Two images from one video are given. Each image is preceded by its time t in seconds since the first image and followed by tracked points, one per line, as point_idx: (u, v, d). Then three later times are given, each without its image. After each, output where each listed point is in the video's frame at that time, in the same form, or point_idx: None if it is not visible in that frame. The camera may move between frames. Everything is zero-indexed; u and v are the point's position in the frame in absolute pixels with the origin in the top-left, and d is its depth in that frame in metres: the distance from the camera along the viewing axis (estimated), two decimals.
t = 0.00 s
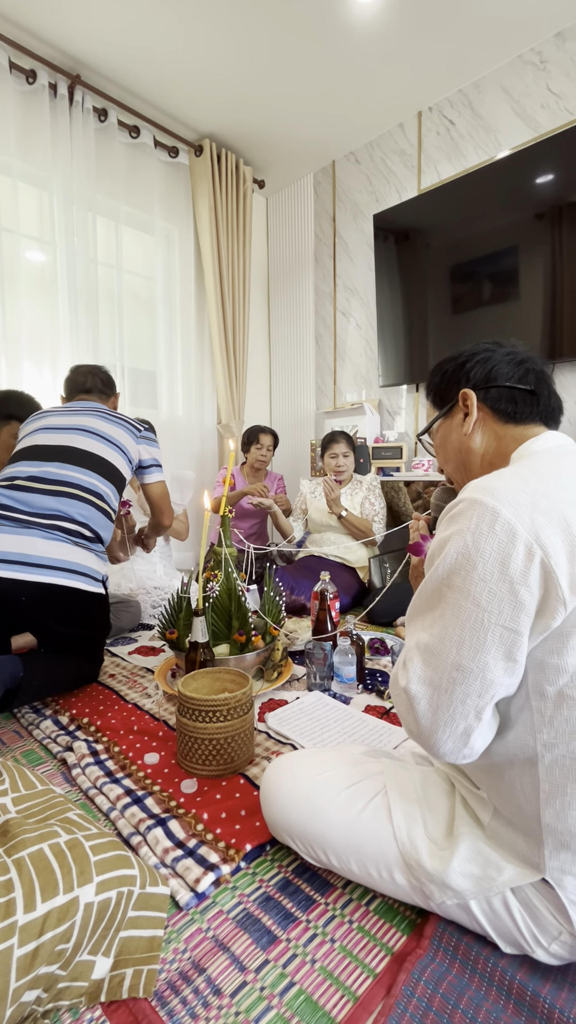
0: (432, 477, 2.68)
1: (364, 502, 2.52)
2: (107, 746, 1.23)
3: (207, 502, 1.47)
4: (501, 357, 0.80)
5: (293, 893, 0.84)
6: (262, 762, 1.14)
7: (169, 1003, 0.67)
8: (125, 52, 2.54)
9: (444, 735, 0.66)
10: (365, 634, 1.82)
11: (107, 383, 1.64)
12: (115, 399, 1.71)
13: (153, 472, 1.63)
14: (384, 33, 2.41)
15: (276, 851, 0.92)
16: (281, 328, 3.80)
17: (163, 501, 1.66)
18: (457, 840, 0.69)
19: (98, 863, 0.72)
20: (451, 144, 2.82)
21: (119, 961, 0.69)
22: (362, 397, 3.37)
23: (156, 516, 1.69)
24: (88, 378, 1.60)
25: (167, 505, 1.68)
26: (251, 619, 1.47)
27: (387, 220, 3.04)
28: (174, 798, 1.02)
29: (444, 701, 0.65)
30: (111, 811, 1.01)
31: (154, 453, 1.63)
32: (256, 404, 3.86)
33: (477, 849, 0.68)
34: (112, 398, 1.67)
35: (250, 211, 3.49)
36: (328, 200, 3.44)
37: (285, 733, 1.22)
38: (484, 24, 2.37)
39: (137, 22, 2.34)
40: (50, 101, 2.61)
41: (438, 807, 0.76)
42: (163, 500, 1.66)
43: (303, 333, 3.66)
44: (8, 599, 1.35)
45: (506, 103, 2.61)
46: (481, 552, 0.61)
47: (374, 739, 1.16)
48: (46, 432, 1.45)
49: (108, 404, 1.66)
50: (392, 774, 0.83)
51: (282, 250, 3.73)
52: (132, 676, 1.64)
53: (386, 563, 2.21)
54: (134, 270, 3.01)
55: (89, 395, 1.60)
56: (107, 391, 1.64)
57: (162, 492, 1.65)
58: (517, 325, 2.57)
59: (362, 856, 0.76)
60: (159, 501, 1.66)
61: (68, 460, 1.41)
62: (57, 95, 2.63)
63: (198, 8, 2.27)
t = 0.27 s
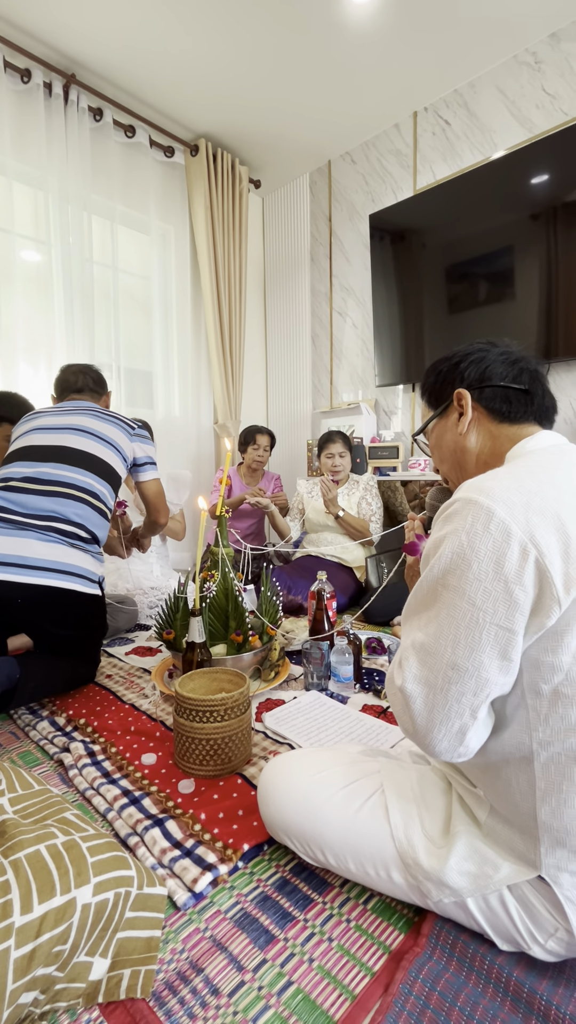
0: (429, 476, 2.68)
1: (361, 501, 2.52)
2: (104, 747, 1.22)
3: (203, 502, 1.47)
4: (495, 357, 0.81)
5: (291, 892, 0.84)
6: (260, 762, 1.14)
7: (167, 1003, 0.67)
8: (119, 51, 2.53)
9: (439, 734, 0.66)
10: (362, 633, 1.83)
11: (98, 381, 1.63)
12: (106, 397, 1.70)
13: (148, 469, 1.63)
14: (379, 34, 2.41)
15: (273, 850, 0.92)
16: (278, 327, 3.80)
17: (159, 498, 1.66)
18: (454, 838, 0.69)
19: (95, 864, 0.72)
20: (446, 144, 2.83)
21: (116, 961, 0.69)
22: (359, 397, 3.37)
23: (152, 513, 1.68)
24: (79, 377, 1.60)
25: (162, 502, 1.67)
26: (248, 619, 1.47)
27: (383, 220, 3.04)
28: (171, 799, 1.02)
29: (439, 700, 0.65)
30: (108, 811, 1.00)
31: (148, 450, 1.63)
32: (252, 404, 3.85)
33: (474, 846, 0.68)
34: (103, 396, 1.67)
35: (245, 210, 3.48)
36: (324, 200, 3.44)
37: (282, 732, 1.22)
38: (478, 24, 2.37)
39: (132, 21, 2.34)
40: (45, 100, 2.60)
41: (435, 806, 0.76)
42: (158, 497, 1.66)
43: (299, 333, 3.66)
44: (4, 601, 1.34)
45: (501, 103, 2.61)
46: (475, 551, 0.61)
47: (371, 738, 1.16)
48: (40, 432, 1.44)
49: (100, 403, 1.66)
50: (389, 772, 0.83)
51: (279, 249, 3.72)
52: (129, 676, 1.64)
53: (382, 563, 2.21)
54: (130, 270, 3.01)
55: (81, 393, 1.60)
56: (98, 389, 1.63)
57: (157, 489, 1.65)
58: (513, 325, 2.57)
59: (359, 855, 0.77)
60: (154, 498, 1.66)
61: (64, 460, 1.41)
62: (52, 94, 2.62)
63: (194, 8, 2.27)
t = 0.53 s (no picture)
0: (424, 475, 2.69)
1: (356, 500, 2.52)
2: (100, 748, 1.22)
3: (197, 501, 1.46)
4: (489, 356, 0.81)
5: (287, 891, 0.84)
6: (256, 762, 1.14)
7: (163, 1003, 0.67)
8: (113, 49, 2.52)
9: (434, 732, 0.66)
10: (358, 632, 1.83)
11: (92, 379, 1.63)
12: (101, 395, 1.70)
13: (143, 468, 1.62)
14: (373, 33, 2.42)
15: (270, 849, 0.92)
16: (272, 327, 3.79)
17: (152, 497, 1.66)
18: (449, 836, 0.69)
19: (91, 865, 0.72)
20: (440, 143, 2.83)
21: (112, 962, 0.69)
22: (354, 396, 3.37)
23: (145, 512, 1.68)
24: (73, 375, 1.59)
25: (155, 500, 1.67)
26: (244, 619, 1.47)
27: (377, 219, 3.04)
28: (167, 799, 1.02)
29: (434, 698, 0.65)
30: (104, 812, 1.00)
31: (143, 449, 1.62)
32: (247, 404, 3.85)
33: (469, 843, 0.68)
34: (98, 393, 1.66)
35: (240, 209, 3.48)
36: (319, 199, 3.44)
37: (278, 732, 1.22)
38: (472, 24, 2.38)
39: (126, 19, 2.33)
40: (38, 98, 2.59)
41: (430, 804, 0.76)
42: (151, 496, 1.66)
43: (294, 332, 3.65)
44: None
45: (495, 103, 2.62)
46: (470, 550, 0.61)
47: (367, 737, 1.17)
48: (34, 432, 1.44)
49: (94, 401, 1.65)
50: (384, 771, 0.84)
51: (273, 248, 3.72)
52: (124, 676, 1.63)
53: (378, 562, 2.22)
54: (124, 268, 2.99)
55: (75, 391, 1.59)
56: (93, 386, 1.63)
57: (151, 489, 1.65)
58: (507, 324, 2.58)
59: (355, 853, 0.77)
60: (147, 497, 1.66)
61: (58, 460, 1.40)
62: (45, 91, 2.61)
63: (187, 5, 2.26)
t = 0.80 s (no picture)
0: (417, 474, 2.69)
1: (349, 499, 2.52)
2: (92, 748, 1.21)
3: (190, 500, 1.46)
4: (482, 354, 0.81)
5: (280, 889, 0.84)
6: (249, 761, 1.13)
7: (155, 1004, 0.66)
8: (103, 44, 2.50)
9: (426, 728, 0.66)
10: (351, 631, 1.83)
11: (84, 376, 1.61)
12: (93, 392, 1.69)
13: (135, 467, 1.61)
14: (365, 31, 2.41)
15: (262, 848, 0.92)
16: (265, 325, 3.78)
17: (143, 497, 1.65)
18: (441, 832, 0.69)
19: (82, 866, 0.71)
20: (432, 142, 2.83)
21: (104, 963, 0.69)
22: (347, 395, 3.37)
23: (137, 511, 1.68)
24: (64, 373, 1.57)
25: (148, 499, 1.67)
26: (237, 617, 1.47)
27: (370, 218, 3.04)
28: (160, 798, 1.01)
29: (426, 694, 0.65)
30: (95, 812, 0.99)
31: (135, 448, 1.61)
32: (240, 402, 3.84)
33: (461, 840, 0.68)
34: (90, 391, 1.65)
35: (232, 207, 3.47)
36: (312, 197, 3.43)
37: (271, 730, 1.22)
38: (464, 23, 2.38)
39: (116, 14, 2.31)
40: (28, 93, 2.57)
41: (423, 800, 0.76)
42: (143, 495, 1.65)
43: (287, 330, 3.65)
44: None
45: (487, 102, 2.63)
46: (463, 547, 0.61)
47: (360, 735, 1.17)
48: (24, 431, 1.42)
49: (86, 398, 1.64)
50: (377, 768, 0.84)
51: (266, 246, 3.71)
52: (117, 676, 1.63)
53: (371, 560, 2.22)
54: (116, 266, 2.98)
55: (66, 388, 1.58)
56: (85, 383, 1.61)
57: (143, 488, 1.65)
58: (499, 323, 2.59)
59: (348, 851, 0.77)
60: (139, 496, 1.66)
61: (49, 459, 1.39)
62: (35, 86, 2.58)
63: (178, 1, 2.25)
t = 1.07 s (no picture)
0: (413, 474, 2.70)
1: (346, 499, 2.52)
2: (88, 749, 1.21)
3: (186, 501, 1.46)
4: (477, 355, 0.81)
5: (277, 890, 0.84)
6: (245, 762, 1.13)
7: (152, 1006, 0.67)
8: (99, 44, 2.49)
9: (422, 729, 0.67)
10: (347, 631, 1.83)
11: (83, 376, 1.61)
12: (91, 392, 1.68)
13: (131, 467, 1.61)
14: (361, 32, 2.42)
15: (259, 849, 0.92)
16: (262, 325, 3.78)
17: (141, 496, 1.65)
18: (437, 833, 0.69)
19: (79, 868, 0.71)
20: (428, 143, 2.84)
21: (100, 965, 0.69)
22: (344, 395, 3.37)
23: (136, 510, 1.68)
24: (61, 372, 1.57)
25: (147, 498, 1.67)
26: (233, 618, 1.47)
27: (366, 218, 3.05)
28: (156, 800, 1.01)
29: (422, 696, 0.65)
30: (92, 814, 0.99)
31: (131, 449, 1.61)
32: (237, 402, 3.84)
33: (457, 840, 0.69)
34: (88, 391, 1.64)
35: (229, 207, 3.46)
36: (308, 197, 3.43)
37: (268, 731, 1.22)
38: (460, 24, 2.39)
39: (111, 13, 2.31)
40: (23, 92, 2.56)
41: (419, 801, 0.76)
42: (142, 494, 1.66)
43: (284, 330, 3.65)
44: None
45: (483, 103, 2.63)
46: (458, 549, 0.61)
47: (357, 735, 1.17)
48: (20, 431, 1.42)
49: (84, 398, 1.63)
50: (373, 769, 0.84)
51: (263, 247, 3.71)
52: (113, 677, 1.62)
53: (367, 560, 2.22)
54: (112, 265, 2.97)
55: (63, 388, 1.57)
56: (83, 383, 1.61)
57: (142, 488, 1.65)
58: (495, 323, 2.60)
59: (344, 852, 0.77)
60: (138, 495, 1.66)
61: (44, 459, 1.38)
62: (30, 86, 2.57)
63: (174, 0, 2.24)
